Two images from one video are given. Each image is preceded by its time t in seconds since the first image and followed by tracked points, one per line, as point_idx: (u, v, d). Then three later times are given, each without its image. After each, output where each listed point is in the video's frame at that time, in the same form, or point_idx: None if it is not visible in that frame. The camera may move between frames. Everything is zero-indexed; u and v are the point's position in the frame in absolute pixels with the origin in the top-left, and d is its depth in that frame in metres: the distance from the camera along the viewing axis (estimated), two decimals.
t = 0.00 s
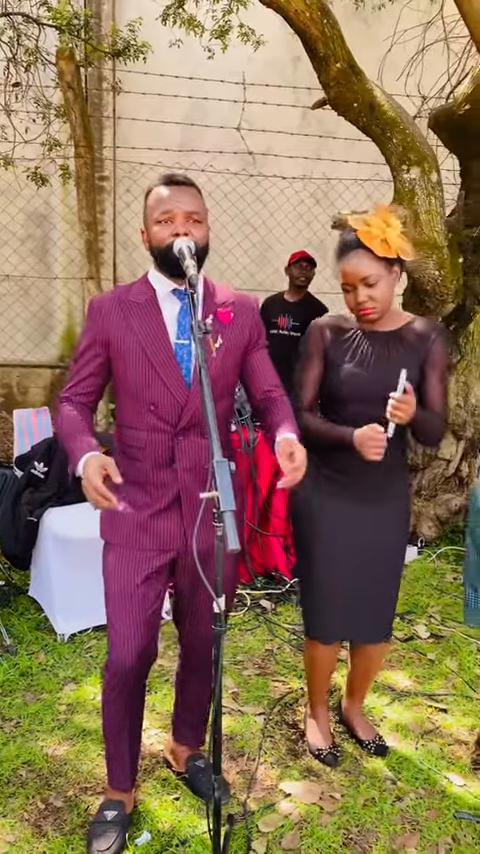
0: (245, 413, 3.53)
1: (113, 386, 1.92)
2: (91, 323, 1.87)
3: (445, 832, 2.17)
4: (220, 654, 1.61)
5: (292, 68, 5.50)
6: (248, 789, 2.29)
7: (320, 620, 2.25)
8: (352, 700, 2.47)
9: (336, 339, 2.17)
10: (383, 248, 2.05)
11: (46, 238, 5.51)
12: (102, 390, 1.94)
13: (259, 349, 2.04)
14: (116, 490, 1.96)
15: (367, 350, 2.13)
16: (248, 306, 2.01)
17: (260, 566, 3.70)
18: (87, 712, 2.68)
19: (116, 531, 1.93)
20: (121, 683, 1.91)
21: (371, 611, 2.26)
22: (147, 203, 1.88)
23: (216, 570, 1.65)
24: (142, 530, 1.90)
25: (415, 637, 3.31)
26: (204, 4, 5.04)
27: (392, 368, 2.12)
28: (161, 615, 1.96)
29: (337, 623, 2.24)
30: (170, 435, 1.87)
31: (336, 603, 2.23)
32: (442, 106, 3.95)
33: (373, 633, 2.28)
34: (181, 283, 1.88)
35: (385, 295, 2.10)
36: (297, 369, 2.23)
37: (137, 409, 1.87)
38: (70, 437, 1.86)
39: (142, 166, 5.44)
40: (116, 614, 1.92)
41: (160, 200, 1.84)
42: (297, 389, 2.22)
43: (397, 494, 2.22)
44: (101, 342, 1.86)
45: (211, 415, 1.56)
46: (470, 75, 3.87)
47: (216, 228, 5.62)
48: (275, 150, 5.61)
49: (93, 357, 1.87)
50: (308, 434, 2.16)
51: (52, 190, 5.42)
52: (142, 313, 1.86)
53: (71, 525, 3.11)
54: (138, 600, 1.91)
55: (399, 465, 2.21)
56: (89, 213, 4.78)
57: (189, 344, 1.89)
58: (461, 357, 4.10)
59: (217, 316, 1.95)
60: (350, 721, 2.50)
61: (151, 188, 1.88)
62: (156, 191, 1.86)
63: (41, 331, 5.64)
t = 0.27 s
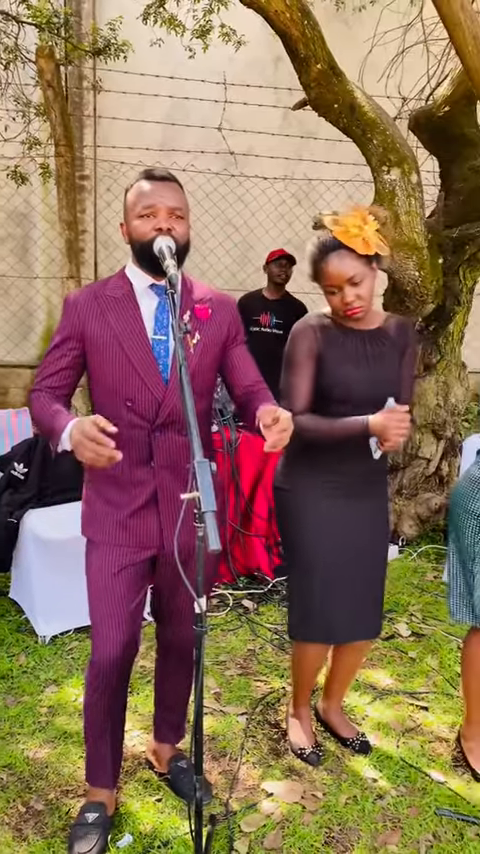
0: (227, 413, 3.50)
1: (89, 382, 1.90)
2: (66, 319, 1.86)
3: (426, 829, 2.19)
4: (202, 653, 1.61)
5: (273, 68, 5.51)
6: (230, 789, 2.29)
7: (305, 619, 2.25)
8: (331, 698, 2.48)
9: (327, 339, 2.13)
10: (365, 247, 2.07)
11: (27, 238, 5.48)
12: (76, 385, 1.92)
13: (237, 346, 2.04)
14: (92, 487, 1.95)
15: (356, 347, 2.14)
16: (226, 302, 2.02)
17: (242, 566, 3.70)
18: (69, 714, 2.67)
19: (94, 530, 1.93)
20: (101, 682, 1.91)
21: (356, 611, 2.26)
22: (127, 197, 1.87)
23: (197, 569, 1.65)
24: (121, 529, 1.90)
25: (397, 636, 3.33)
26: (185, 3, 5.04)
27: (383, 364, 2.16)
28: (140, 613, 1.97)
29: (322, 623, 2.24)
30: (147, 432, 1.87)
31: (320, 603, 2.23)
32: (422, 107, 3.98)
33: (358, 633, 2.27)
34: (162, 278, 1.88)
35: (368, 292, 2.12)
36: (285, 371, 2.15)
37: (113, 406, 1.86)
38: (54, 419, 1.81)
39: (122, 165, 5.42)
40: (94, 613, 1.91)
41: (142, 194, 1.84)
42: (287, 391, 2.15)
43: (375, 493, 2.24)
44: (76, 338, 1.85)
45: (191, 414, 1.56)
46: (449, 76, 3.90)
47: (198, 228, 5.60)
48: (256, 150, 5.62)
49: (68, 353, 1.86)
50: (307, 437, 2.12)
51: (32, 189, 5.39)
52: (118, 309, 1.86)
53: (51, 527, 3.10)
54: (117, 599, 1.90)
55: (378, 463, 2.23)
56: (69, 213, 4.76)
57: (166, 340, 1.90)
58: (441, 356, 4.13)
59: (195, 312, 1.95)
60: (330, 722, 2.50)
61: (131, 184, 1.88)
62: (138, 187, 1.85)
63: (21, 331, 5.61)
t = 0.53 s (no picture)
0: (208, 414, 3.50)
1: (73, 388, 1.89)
2: (51, 322, 1.84)
3: (407, 827, 2.20)
4: (183, 655, 1.61)
5: (254, 68, 5.53)
6: (212, 790, 2.29)
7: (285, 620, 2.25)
8: (312, 699, 2.49)
9: (313, 340, 2.15)
10: (359, 253, 2.07)
11: (7, 237, 5.44)
12: (59, 390, 1.90)
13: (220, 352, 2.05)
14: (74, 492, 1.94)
15: (342, 350, 2.17)
16: (211, 308, 2.01)
17: (224, 566, 3.71)
18: (49, 717, 2.66)
19: (75, 534, 1.92)
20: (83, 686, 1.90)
21: (336, 612, 2.27)
22: (109, 202, 1.87)
23: (178, 571, 1.65)
24: (103, 533, 1.89)
25: (378, 635, 3.34)
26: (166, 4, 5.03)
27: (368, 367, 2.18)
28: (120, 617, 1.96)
29: (303, 625, 2.24)
30: (132, 437, 1.87)
31: (300, 604, 2.23)
32: (403, 110, 4.00)
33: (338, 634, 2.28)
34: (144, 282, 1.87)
35: (358, 300, 2.12)
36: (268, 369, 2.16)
37: (97, 410, 1.86)
38: (30, 448, 1.83)
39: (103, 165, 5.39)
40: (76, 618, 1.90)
41: (123, 200, 1.83)
42: (270, 389, 2.15)
43: (355, 494, 2.26)
44: (61, 342, 1.83)
45: (172, 417, 1.56)
46: (429, 80, 3.93)
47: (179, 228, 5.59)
48: (238, 151, 5.63)
49: (53, 358, 1.84)
50: (285, 432, 2.11)
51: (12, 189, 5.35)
52: (104, 313, 1.85)
53: (30, 530, 3.08)
54: (99, 603, 1.90)
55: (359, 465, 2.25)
56: (50, 212, 4.73)
57: (152, 345, 1.88)
58: (421, 357, 4.15)
59: (181, 318, 1.95)
60: (312, 722, 2.51)
61: (112, 188, 1.87)
62: (118, 192, 1.85)
63: (1, 331, 5.57)
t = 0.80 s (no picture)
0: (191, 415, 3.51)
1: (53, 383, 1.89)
2: (31, 319, 1.84)
3: (391, 827, 2.21)
4: (167, 657, 1.61)
5: (239, 69, 5.56)
6: (197, 793, 2.29)
7: (266, 619, 2.26)
8: (297, 699, 2.49)
9: (287, 339, 2.19)
10: (341, 253, 2.08)
11: None
12: (39, 385, 1.92)
13: (203, 350, 2.04)
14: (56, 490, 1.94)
15: (316, 350, 2.17)
16: (195, 306, 2.01)
17: (209, 567, 3.71)
18: (33, 721, 2.64)
19: (57, 532, 1.91)
20: (65, 687, 1.89)
21: (317, 610, 2.28)
22: (94, 198, 1.87)
23: (162, 573, 1.64)
24: (84, 532, 1.89)
25: (363, 636, 3.35)
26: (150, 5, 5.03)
27: (342, 369, 2.17)
28: (104, 617, 1.95)
29: (284, 623, 2.26)
30: (112, 436, 1.87)
31: (282, 603, 2.25)
32: (386, 113, 4.03)
33: (319, 632, 2.30)
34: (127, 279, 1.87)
35: (336, 299, 2.13)
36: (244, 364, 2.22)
37: (78, 408, 1.85)
38: (7, 433, 1.83)
39: (88, 166, 5.37)
40: (57, 616, 1.90)
41: (108, 196, 1.83)
42: (242, 385, 2.21)
43: (339, 494, 2.25)
44: (41, 338, 1.83)
45: (156, 417, 1.56)
46: (412, 83, 3.95)
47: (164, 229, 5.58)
48: (222, 152, 5.63)
49: (32, 353, 1.85)
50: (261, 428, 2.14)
51: None
52: (84, 311, 1.84)
53: (15, 531, 3.01)
54: (80, 603, 1.89)
55: (342, 465, 2.24)
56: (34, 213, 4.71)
57: (133, 342, 1.88)
58: (405, 359, 4.17)
59: (163, 316, 1.95)
60: (297, 723, 2.51)
61: (97, 184, 1.87)
62: (104, 187, 1.84)
63: None
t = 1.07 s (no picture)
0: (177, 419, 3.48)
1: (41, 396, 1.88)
2: (18, 329, 1.83)
3: (376, 828, 2.21)
4: (152, 660, 1.61)
5: (225, 72, 5.56)
6: (182, 796, 2.28)
7: (253, 621, 2.26)
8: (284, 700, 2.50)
9: (266, 344, 2.17)
10: (318, 254, 2.11)
11: None
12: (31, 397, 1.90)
13: (189, 354, 2.05)
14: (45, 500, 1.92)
15: (296, 351, 2.17)
16: (180, 310, 2.01)
17: (194, 570, 3.70)
18: (17, 725, 2.63)
19: (43, 540, 1.90)
20: (53, 695, 1.88)
21: (305, 610, 2.29)
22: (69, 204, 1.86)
23: (147, 577, 1.64)
24: (75, 541, 1.88)
25: (348, 638, 3.36)
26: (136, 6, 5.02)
27: (322, 369, 2.18)
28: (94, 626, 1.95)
29: (271, 625, 2.26)
30: (102, 443, 1.86)
31: (268, 605, 2.24)
32: (371, 115, 4.04)
33: (306, 633, 2.30)
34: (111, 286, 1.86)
35: (311, 298, 2.15)
36: (227, 375, 2.19)
37: (67, 417, 1.85)
38: (3, 449, 1.81)
39: (72, 166, 5.35)
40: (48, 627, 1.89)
41: (82, 204, 1.83)
42: (229, 396, 2.19)
43: (323, 495, 2.26)
44: (29, 349, 1.82)
45: (142, 421, 1.56)
46: (396, 86, 3.97)
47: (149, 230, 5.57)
48: (208, 154, 5.63)
49: (21, 366, 1.84)
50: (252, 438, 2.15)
51: None
52: (71, 319, 1.84)
53: None
54: (71, 611, 1.88)
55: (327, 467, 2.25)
56: (18, 214, 4.69)
57: (121, 349, 1.88)
58: (390, 360, 4.19)
59: (150, 320, 1.94)
60: (283, 723, 2.52)
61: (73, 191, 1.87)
62: (78, 195, 1.84)
63: None
